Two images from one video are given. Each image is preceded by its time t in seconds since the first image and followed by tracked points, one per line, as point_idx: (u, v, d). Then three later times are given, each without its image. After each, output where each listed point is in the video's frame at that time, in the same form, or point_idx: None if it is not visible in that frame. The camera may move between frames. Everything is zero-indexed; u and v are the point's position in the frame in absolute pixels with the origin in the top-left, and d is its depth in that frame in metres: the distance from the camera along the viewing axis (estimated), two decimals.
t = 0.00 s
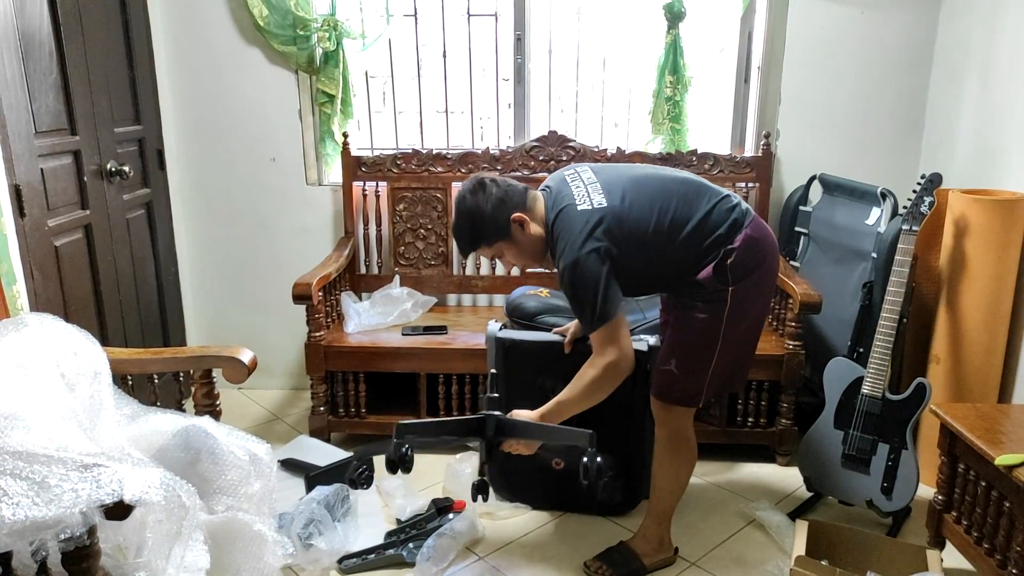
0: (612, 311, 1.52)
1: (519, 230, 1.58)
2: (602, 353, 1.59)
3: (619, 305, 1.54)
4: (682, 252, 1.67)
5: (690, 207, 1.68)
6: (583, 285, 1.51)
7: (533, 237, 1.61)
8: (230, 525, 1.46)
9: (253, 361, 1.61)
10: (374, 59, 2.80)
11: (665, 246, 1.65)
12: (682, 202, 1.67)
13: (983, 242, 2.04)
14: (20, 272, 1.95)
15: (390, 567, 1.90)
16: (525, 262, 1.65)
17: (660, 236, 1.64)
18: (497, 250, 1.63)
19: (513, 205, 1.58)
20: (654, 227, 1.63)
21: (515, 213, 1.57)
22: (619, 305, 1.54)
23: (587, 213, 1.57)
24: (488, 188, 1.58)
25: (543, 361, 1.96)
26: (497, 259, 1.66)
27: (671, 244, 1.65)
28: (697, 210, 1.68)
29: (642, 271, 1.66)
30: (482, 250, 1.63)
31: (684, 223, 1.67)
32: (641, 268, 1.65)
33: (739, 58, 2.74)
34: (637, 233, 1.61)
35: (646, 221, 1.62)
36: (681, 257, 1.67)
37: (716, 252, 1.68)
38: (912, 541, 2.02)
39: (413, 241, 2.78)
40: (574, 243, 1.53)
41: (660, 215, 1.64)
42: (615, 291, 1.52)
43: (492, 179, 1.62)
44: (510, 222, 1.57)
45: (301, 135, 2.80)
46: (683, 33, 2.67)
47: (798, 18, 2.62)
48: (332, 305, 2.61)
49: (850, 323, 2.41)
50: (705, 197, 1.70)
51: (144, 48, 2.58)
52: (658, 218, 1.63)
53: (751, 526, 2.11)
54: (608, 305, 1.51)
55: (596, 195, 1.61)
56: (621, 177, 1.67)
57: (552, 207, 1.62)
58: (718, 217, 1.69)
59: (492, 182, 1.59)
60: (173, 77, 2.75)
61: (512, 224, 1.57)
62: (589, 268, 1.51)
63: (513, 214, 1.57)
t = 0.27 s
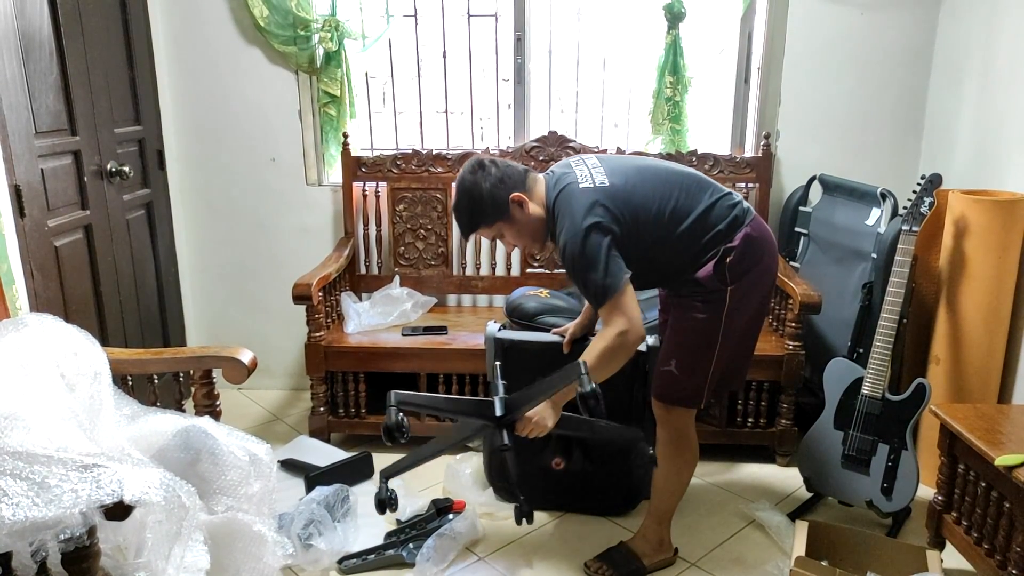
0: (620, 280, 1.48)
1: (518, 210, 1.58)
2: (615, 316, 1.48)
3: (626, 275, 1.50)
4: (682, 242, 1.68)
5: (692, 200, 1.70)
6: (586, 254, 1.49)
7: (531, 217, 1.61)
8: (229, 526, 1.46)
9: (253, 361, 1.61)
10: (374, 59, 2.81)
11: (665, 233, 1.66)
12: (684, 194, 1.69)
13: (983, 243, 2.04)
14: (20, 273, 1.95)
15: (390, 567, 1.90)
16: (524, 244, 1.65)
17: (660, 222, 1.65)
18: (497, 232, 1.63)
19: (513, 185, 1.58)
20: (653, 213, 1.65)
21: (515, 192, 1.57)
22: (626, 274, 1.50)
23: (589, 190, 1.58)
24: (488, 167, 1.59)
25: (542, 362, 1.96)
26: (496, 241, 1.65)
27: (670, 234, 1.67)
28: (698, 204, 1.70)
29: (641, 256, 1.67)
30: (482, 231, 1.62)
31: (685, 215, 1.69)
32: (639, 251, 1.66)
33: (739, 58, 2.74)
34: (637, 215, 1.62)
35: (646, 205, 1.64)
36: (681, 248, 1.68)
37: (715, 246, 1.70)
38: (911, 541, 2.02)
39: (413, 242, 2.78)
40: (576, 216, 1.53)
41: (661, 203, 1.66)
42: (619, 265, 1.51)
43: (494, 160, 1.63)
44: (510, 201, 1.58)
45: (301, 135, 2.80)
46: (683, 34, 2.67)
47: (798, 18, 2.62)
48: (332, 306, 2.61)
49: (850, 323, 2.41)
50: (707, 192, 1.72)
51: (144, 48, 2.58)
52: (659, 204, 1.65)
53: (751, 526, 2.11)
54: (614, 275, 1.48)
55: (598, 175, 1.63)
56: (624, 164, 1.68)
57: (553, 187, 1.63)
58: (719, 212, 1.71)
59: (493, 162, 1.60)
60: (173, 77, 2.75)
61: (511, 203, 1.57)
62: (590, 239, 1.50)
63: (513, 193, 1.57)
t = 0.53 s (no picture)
0: (619, 268, 1.48)
1: (518, 200, 1.61)
2: (611, 305, 1.49)
3: (625, 262, 1.50)
4: (682, 237, 1.69)
5: (692, 197, 1.71)
6: (586, 240, 1.50)
7: (531, 209, 1.63)
8: (229, 526, 1.46)
9: (253, 361, 1.61)
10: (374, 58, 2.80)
11: (664, 227, 1.68)
12: (685, 190, 1.70)
13: (983, 242, 2.04)
14: (19, 272, 1.95)
15: (390, 566, 1.90)
16: (527, 235, 1.68)
17: (660, 216, 1.67)
18: (499, 223, 1.66)
19: (513, 176, 1.61)
20: (654, 207, 1.66)
21: (514, 184, 1.60)
22: (625, 262, 1.50)
23: (590, 178, 1.59)
24: (488, 160, 1.62)
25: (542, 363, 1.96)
26: (500, 232, 1.69)
27: (669, 228, 1.68)
28: (698, 200, 1.71)
29: (640, 248, 1.68)
30: (485, 223, 1.66)
31: (685, 211, 1.70)
32: (638, 242, 1.67)
33: (739, 58, 2.74)
34: (638, 206, 1.63)
35: (647, 197, 1.65)
36: (681, 242, 1.69)
37: (714, 243, 1.71)
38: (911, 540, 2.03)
39: (413, 241, 2.78)
40: (577, 203, 1.54)
41: (661, 197, 1.67)
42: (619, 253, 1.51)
43: (494, 154, 1.66)
44: (510, 192, 1.60)
45: (301, 135, 2.80)
46: (683, 33, 2.67)
47: (798, 18, 2.62)
48: (332, 305, 2.61)
49: (850, 323, 2.41)
50: (708, 189, 1.73)
51: (144, 47, 2.58)
52: (659, 197, 1.66)
53: (751, 526, 2.11)
54: (614, 262, 1.48)
55: (599, 166, 1.64)
56: (626, 157, 1.69)
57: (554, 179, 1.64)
58: (719, 210, 1.72)
59: (493, 156, 1.63)
60: (173, 77, 2.75)
61: (511, 194, 1.60)
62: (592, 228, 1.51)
63: (513, 184, 1.60)
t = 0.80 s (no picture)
0: (614, 269, 1.52)
1: (517, 204, 1.64)
2: (608, 308, 1.53)
3: (620, 263, 1.53)
4: (678, 235, 1.70)
5: (688, 195, 1.72)
6: (580, 242, 1.53)
7: (530, 212, 1.65)
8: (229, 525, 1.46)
9: (253, 361, 1.61)
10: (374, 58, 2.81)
11: (660, 226, 1.69)
12: (681, 189, 1.71)
13: (983, 242, 2.04)
14: (19, 272, 1.95)
15: (390, 567, 1.90)
16: (527, 237, 1.69)
17: (655, 215, 1.68)
18: (499, 227, 1.68)
19: (509, 180, 1.63)
20: (649, 206, 1.67)
21: (511, 188, 1.62)
22: (620, 262, 1.53)
23: (585, 181, 1.61)
24: (485, 165, 1.64)
25: (542, 361, 1.94)
26: (501, 236, 1.71)
27: (664, 227, 1.69)
28: (693, 199, 1.72)
29: (637, 248, 1.69)
30: (486, 228, 1.68)
31: (680, 209, 1.70)
32: (636, 243, 1.68)
33: (739, 58, 2.74)
34: (633, 207, 1.65)
35: (642, 198, 1.66)
36: (677, 241, 1.70)
37: (710, 241, 1.71)
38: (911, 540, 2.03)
39: (413, 241, 2.78)
40: (572, 206, 1.56)
41: (656, 197, 1.68)
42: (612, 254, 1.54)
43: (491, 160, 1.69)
44: (507, 196, 1.63)
45: (301, 135, 2.80)
46: (682, 33, 2.67)
47: (798, 18, 2.62)
48: (332, 305, 2.61)
49: (850, 323, 2.41)
50: (704, 187, 1.74)
51: (144, 47, 2.58)
52: (654, 197, 1.67)
53: (751, 526, 2.11)
54: (609, 263, 1.52)
55: (594, 169, 1.66)
56: (622, 157, 1.71)
57: (551, 182, 1.66)
58: (715, 208, 1.73)
59: (490, 161, 1.65)
60: (173, 77, 2.75)
61: (508, 197, 1.62)
62: (585, 229, 1.53)
63: (510, 188, 1.63)
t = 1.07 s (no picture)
0: (608, 272, 1.55)
1: (516, 204, 1.64)
2: (607, 312, 1.57)
3: (614, 265, 1.56)
4: (673, 235, 1.71)
5: (684, 195, 1.72)
6: (576, 244, 1.54)
7: (530, 212, 1.65)
8: (229, 525, 1.47)
9: (253, 360, 1.61)
10: (374, 58, 2.80)
11: (655, 226, 1.69)
12: (677, 189, 1.72)
13: (983, 242, 2.04)
14: (19, 272, 1.95)
15: (390, 566, 1.89)
16: (528, 237, 1.69)
17: (652, 215, 1.68)
18: (500, 227, 1.68)
19: (508, 180, 1.64)
20: (645, 206, 1.68)
21: (510, 188, 1.63)
22: (614, 265, 1.56)
23: (582, 182, 1.62)
24: (484, 167, 1.65)
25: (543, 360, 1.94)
26: (501, 236, 1.71)
27: (661, 227, 1.70)
28: (690, 198, 1.72)
29: (633, 248, 1.70)
30: (486, 228, 1.68)
31: (676, 209, 1.71)
32: (631, 243, 1.69)
33: (739, 57, 2.74)
34: (630, 207, 1.65)
35: (638, 198, 1.67)
36: (673, 240, 1.71)
37: (706, 240, 1.72)
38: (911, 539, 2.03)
39: (413, 241, 2.78)
40: (569, 207, 1.57)
41: (653, 197, 1.69)
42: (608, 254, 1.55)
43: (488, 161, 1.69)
44: (506, 196, 1.63)
45: (301, 134, 2.80)
46: (683, 33, 2.67)
47: (799, 17, 2.62)
48: (332, 305, 2.61)
49: (850, 322, 2.41)
50: (701, 186, 1.74)
51: (144, 47, 2.58)
52: (650, 197, 1.68)
53: (751, 525, 2.11)
54: (603, 267, 1.54)
55: (592, 169, 1.66)
56: (620, 157, 1.72)
57: (548, 182, 1.67)
58: (711, 207, 1.73)
59: (490, 163, 1.66)
60: (173, 76, 2.75)
61: (507, 198, 1.63)
62: (581, 230, 1.54)
63: (509, 188, 1.63)
